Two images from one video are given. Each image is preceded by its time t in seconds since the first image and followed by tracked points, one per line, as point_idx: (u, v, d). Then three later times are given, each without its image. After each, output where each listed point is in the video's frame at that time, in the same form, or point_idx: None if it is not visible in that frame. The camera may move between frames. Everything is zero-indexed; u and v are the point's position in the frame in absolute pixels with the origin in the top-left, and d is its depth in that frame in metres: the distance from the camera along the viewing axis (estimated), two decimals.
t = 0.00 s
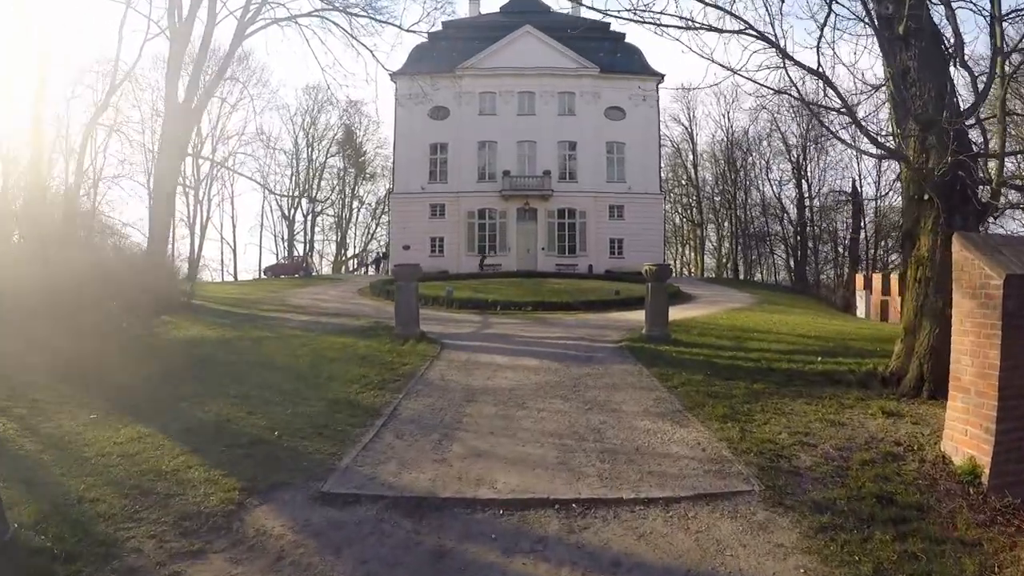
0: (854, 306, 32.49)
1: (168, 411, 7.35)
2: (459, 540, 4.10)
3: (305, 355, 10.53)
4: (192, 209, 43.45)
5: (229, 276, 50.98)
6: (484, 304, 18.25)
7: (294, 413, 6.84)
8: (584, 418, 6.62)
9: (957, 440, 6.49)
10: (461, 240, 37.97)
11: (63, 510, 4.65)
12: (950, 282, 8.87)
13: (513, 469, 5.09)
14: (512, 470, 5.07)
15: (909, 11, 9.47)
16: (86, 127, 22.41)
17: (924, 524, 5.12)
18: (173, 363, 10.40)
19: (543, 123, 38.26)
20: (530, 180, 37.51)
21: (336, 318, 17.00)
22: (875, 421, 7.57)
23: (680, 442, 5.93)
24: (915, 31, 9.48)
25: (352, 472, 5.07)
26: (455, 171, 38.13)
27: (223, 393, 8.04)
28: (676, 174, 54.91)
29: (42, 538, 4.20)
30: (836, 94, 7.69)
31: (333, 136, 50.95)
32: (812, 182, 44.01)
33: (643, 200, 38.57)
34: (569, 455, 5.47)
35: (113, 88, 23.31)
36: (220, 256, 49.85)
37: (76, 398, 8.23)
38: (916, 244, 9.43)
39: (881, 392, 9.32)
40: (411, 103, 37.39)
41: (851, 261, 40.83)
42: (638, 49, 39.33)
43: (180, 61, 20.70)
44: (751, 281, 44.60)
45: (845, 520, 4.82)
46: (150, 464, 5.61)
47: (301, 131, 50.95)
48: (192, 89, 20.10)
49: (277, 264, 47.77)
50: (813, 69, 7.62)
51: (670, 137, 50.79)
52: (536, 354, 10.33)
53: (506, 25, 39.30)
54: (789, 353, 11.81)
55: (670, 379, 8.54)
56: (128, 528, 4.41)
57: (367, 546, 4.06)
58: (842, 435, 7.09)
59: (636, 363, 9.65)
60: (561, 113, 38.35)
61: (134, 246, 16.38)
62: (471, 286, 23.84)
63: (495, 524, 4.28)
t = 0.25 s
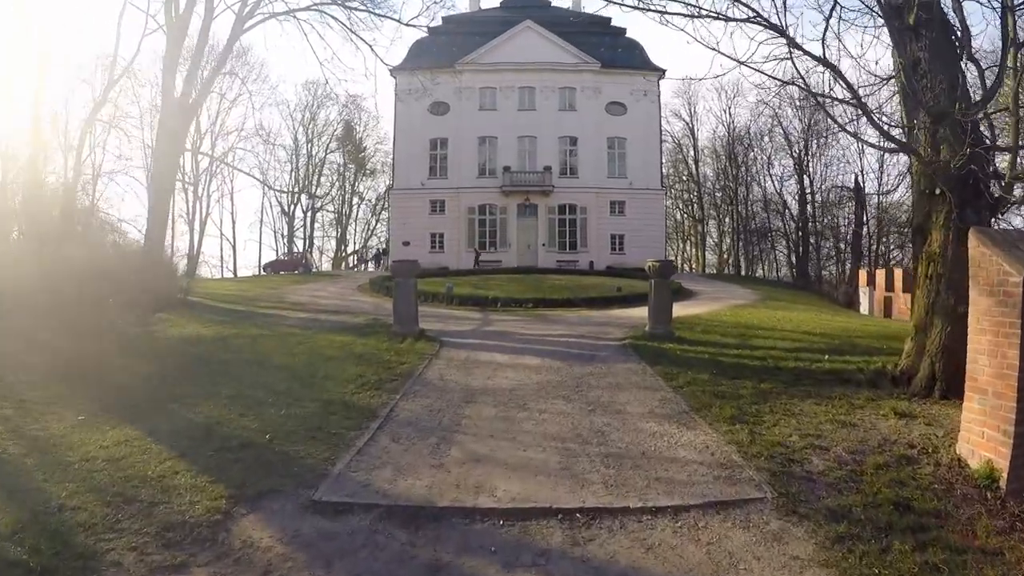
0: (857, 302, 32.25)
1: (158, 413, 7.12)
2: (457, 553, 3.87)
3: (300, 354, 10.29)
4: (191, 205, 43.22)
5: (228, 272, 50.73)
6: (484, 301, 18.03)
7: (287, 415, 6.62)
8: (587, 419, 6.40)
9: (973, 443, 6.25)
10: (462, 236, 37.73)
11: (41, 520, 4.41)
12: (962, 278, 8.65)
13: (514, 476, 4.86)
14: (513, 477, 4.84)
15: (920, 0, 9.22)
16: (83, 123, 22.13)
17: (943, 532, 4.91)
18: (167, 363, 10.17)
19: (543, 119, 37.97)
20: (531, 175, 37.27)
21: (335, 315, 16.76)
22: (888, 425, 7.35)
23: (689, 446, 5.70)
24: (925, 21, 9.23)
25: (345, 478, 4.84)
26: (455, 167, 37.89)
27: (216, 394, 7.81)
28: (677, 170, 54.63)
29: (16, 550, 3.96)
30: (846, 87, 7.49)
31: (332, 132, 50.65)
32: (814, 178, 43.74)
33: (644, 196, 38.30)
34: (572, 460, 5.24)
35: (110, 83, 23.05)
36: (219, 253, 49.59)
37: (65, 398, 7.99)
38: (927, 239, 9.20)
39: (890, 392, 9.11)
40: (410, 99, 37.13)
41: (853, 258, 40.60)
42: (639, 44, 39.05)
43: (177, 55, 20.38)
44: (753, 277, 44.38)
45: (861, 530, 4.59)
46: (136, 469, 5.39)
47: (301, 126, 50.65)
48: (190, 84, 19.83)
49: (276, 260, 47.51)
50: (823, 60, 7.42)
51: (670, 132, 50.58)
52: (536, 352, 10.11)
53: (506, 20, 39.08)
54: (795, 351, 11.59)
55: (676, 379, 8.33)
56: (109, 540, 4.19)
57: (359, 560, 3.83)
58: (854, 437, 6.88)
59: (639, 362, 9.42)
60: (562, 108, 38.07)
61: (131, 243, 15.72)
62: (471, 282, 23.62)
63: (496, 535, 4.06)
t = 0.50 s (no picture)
0: (859, 300, 32.03)
1: (147, 417, 6.93)
2: (454, 569, 3.67)
3: (296, 354, 10.09)
4: (189, 201, 43.02)
5: (228, 270, 50.51)
6: (484, 299, 17.82)
7: (280, 419, 6.41)
8: (590, 423, 6.20)
9: (988, 447, 6.04)
10: (462, 233, 37.49)
11: (19, 531, 4.22)
12: (973, 277, 8.43)
13: (514, 485, 4.64)
14: (514, 486, 4.62)
15: None
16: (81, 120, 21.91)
17: (961, 542, 4.71)
18: (160, 363, 9.97)
19: (544, 115, 37.72)
20: (532, 172, 37.02)
21: (333, 313, 16.55)
22: (899, 428, 7.15)
23: (695, 451, 5.51)
24: (936, 13, 8.96)
25: (338, 487, 4.64)
26: (455, 164, 37.65)
27: (209, 397, 7.61)
28: (678, 167, 54.37)
29: None
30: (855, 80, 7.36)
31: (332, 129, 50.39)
32: (815, 175, 43.51)
33: (645, 192, 38.06)
34: (575, 466, 5.03)
35: (108, 79, 22.83)
36: (218, 250, 49.37)
37: (53, 400, 7.79)
38: (938, 237, 8.98)
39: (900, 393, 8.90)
40: (410, 95, 36.89)
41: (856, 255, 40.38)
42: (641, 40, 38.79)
43: (175, 51, 20.09)
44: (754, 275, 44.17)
45: (878, 543, 4.39)
46: (121, 477, 5.18)
47: (300, 123, 50.39)
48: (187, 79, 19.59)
49: (275, 258, 47.26)
50: (831, 53, 7.29)
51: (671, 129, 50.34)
52: (537, 352, 9.89)
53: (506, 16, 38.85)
54: (801, 351, 11.39)
55: (680, 380, 8.12)
56: (89, 553, 3.99)
57: None
58: (865, 441, 6.69)
59: (642, 362, 9.21)
60: (562, 104, 37.81)
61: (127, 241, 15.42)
62: (471, 279, 23.41)
63: (495, 549, 3.86)
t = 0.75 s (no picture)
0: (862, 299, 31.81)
1: (137, 421, 6.72)
2: None
3: (293, 354, 9.88)
4: (188, 199, 42.80)
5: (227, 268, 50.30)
6: (484, 298, 17.61)
7: (274, 423, 6.21)
8: (594, 427, 6.00)
9: (1005, 452, 5.83)
10: (462, 231, 37.26)
11: None
12: (986, 276, 8.22)
13: (517, 495, 4.44)
14: (517, 496, 4.41)
15: None
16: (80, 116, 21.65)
17: (983, 552, 4.51)
18: (153, 363, 9.75)
19: (544, 113, 37.49)
20: (533, 169, 36.79)
21: (331, 312, 16.35)
22: (911, 433, 6.95)
23: (704, 458, 5.31)
24: (947, 7, 8.77)
25: (333, 498, 4.44)
26: (455, 161, 37.41)
27: (202, 401, 7.40)
28: (679, 165, 54.13)
29: None
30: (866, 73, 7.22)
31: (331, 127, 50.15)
32: (817, 173, 43.32)
33: (646, 190, 37.82)
34: (580, 474, 4.82)
35: (107, 76, 22.60)
36: (217, 248, 49.16)
37: (41, 403, 7.57)
38: (950, 236, 8.75)
39: (909, 395, 8.71)
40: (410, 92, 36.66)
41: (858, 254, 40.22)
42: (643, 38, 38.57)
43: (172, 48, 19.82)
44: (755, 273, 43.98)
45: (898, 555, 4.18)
46: (106, 486, 4.96)
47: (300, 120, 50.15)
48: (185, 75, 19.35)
49: (275, 256, 47.03)
50: (843, 46, 7.17)
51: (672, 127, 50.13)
52: (539, 353, 9.68)
53: (506, 14, 38.65)
54: (806, 352, 11.18)
55: (685, 382, 7.91)
56: (70, 568, 3.79)
57: None
58: (878, 446, 6.50)
59: (647, 363, 9.00)
60: (563, 102, 37.57)
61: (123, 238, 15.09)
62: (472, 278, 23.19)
63: (498, 564, 3.66)
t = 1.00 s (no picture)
0: (865, 299, 31.60)
1: (128, 427, 6.51)
2: None
3: (290, 357, 9.67)
4: (187, 197, 42.61)
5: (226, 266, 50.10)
6: (485, 297, 17.39)
7: (268, 431, 6.00)
8: (600, 435, 5.79)
9: None
10: (462, 230, 37.04)
11: None
12: (1000, 277, 8.01)
13: (521, 509, 4.23)
14: (521, 510, 4.20)
15: None
16: (77, 115, 21.38)
17: (1009, 568, 4.29)
18: (147, 366, 9.53)
19: (545, 111, 37.26)
20: (534, 168, 36.54)
21: (329, 312, 16.14)
22: (926, 441, 6.74)
23: (715, 469, 5.11)
24: (960, 1, 8.57)
25: (329, 513, 4.23)
26: (455, 160, 37.18)
27: (195, 407, 7.19)
28: (680, 164, 53.88)
29: None
30: (879, 69, 7.14)
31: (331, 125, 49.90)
32: (819, 173, 43.11)
33: (648, 190, 37.60)
34: (587, 486, 4.61)
35: (106, 73, 22.36)
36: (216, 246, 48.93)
37: (29, 407, 7.36)
38: (963, 237, 8.55)
39: (921, 400, 8.50)
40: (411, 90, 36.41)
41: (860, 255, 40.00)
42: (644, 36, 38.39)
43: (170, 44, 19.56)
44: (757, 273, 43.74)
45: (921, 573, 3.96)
46: (91, 498, 4.75)
47: (300, 119, 49.93)
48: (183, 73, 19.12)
49: (274, 255, 46.80)
50: (856, 41, 7.09)
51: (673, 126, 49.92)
52: (541, 355, 9.47)
53: (507, 12, 38.46)
54: (814, 355, 10.97)
55: (692, 387, 7.71)
56: None
57: None
58: (893, 454, 6.30)
59: (652, 366, 8.79)
60: (564, 101, 37.33)
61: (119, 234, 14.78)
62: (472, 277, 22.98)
63: None
